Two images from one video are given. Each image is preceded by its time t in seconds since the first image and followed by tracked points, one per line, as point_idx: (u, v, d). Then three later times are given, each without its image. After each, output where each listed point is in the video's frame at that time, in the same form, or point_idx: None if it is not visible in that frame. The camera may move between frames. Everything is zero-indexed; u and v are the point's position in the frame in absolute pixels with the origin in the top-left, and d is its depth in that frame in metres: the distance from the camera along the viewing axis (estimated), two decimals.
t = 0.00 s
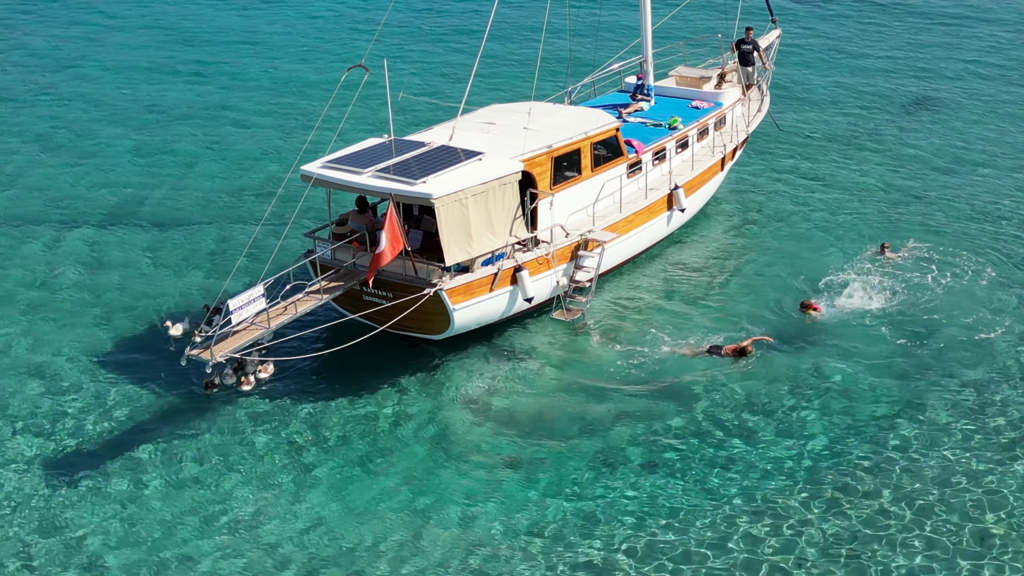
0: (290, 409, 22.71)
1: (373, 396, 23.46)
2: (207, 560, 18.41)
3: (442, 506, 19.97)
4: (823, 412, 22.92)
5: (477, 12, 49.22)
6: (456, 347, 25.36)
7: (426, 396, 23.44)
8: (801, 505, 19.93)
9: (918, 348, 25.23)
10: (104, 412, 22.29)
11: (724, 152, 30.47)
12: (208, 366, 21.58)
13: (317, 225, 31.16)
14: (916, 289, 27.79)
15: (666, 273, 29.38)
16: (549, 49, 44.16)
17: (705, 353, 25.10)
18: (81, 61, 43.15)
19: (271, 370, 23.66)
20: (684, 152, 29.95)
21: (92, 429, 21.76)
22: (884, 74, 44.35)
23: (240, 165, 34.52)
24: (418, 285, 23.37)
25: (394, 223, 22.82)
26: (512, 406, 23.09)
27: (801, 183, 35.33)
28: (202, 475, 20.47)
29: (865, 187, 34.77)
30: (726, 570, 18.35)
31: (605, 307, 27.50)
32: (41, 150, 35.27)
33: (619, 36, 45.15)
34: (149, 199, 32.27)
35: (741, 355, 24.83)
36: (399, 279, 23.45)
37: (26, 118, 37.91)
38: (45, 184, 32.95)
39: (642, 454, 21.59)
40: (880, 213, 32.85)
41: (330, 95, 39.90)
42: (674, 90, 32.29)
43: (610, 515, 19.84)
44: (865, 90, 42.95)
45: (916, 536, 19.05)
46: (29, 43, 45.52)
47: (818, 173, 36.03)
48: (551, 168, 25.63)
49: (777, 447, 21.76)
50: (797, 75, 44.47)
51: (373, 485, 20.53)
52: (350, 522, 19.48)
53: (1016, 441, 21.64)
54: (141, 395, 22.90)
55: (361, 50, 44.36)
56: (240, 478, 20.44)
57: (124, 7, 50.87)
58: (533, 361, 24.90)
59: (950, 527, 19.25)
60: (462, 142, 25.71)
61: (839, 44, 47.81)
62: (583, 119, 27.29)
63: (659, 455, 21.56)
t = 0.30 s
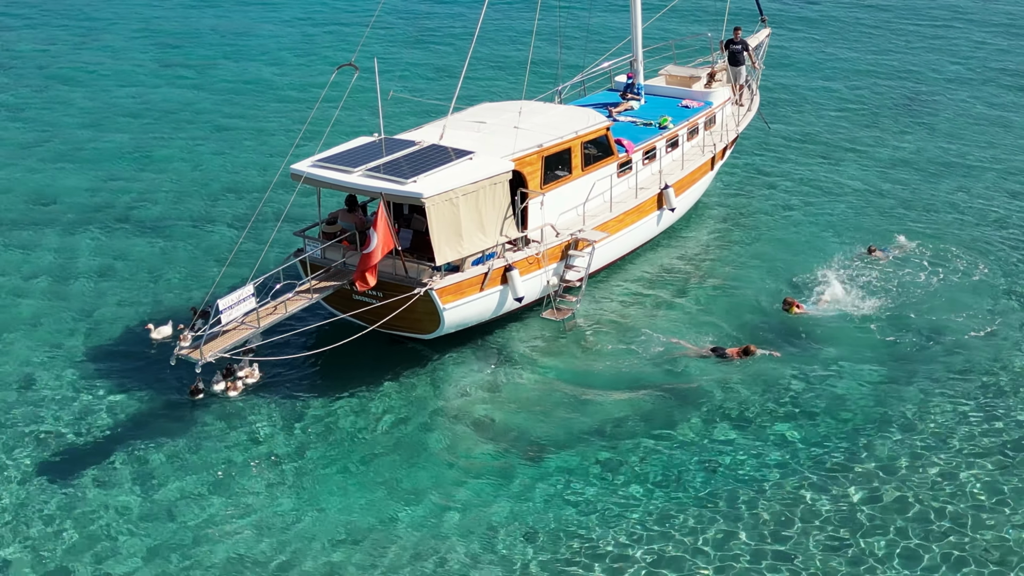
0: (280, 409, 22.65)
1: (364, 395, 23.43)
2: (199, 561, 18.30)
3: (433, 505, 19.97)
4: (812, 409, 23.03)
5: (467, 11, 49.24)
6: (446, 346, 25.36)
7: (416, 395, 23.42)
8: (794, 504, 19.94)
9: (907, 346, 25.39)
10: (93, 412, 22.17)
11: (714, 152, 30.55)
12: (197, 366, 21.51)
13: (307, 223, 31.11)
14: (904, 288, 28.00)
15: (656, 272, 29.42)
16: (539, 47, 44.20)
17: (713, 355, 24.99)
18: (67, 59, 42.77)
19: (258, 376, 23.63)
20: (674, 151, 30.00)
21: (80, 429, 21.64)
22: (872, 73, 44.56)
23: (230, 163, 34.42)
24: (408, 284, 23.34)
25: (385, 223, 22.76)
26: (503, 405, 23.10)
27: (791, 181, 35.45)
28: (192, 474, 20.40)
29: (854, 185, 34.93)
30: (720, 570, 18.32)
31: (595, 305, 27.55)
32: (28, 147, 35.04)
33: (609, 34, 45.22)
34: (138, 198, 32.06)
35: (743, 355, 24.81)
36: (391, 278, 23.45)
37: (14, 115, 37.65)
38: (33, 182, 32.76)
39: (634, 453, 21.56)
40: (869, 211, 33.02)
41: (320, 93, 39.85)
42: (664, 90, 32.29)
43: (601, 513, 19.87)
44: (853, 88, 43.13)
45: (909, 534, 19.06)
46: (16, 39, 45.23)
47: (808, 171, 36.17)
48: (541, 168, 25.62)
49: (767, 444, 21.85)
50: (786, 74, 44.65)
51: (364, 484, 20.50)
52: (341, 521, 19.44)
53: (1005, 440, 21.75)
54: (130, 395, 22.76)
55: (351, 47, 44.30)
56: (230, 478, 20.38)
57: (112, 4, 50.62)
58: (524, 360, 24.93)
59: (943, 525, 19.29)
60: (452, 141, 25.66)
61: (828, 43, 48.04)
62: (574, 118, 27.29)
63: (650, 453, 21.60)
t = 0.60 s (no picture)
0: (270, 408, 22.60)
1: (354, 394, 23.41)
2: (190, 560, 18.24)
3: (423, 503, 19.97)
4: (803, 406, 23.05)
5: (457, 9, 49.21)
6: (436, 344, 25.36)
7: (406, 394, 23.42)
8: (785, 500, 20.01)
9: (896, 343, 25.51)
10: (82, 411, 22.09)
11: (704, 151, 30.64)
12: (188, 365, 21.44)
13: (297, 221, 31.05)
14: (892, 286, 28.15)
15: (646, 270, 29.51)
16: (529, 45, 44.22)
17: (715, 353, 25.14)
18: (54, 57, 42.54)
19: (243, 379, 23.25)
20: (664, 150, 30.07)
21: (69, 429, 21.54)
22: (861, 72, 44.79)
23: (220, 161, 34.33)
24: (399, 283, 23.30)
25: (376, 221, 22.69)
26: (493, 403, 23.12)
27: (780, 180, 35.59)
28: (182, 473, 20.32)
29: (843, 185, 35.10)
30: (713, 567, 18.39)
31: (585, 304, 27.61)
32: (17, 145, 34.87)
33: (599, 32, 45.25)
34: (127, 197, 31.89)
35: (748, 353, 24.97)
36: (382, 278, 23.37)
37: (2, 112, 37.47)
38: (21, 180, 32.63)
39: (625, 451, 21.61)
40: (858, 211, 33.18)
41: (310, 91, 39.76)
42: (654, 88, 32.40)
43: (592, 510, 19.90)
44: (842, 87, 43.34)
45: (900, 529, 19.16)
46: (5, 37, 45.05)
47: (797, 170, 36.31)
48: (532, 166, 25.61)
49: (757, 440, 21.91)
50: (776, 73, 44.82)
51: (355, 483, 20.49)
52: (331, 520, 19.42)
53: (993, 436, 21.86)
54: (119, 395, 22.66)
55: (341, 45, 44.22)
56: (220, 477, 20.33)
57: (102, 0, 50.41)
58: (514, 358, 24.97)
59: (933, 521, 19.39)
60: (443, 139, 25.61)
61: (817, 42, 48.29)
62: (565, 116, 27.28)
63: (641, 451, 21.65)
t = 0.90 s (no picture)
0: (258, 407, 22.59)
1: (342, 392, 23.41)
2: (178, 559, 18.23)
3: (412, 501, 20.02)
4: (790, 406, 23.22)
5: (447, 9, 49.34)
6: (426, 343, 25.38)
7: (395, 393, 23.43)
8: (772, 500, 20.17)
9: (883, 343, 25.69)
10: (70, 410, 22.06)
11: (693, 151, 30.73)
12: (177, 364, 21.39)
13: (286, 221, 31.07)
14: (879, 284, 28.30)
15: (635, 269, 29.60)
16: (519, 44, 44.31)
17: (719, 354, 25.12)
18: (43, 57, 42.50)
19: (229, 385, 23.02)
20: (653, 150, 30.15)
21: (57, 429, 21.47)
22: (849, 71, 45.02)
23: (209, 160, 34.35)
24: (389, 282, 23.28)
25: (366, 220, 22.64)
26: (482, 402, 23.16)
27: (769, 179, 35.75)
28: (170, 472, 20.29)
29: (832, 183, 35.26)
30: (700, 566, 18.51)
31: (575, 303, 27.69)
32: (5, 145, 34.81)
33: (589, 32, 45.38)
34: (115, 197, 31.82)
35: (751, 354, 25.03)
36: (372, 277, 23.33)
37: None
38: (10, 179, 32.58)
39: (614, 450, 21.70)
40: (846, 209, 33.33)
41: (299, 90, 39.80)
42: (642, 86, 32.46)
43: (580, 509, 19.98)
44: (830, 86, 43.53)
45: (885, 528, 19.31)
46: None
47: (785, 169, 36.46)
48: (522, 165, 25.63)
49: (745, 439, 22.05)
50: (765, 72, 45.02)
51: (343, 481, 20.49)
52: (319, 519, 19.43)
53: (978, 435, 22.06)
54: (107, 394, 22.60)
55: (330, 45, 44.24)
56: (208, 475, 20.30)
57: None
58: (503, 357, 25.01)
59: (918, 520, 19.55)
60: (433, 138, 25.59)
61: (805, 41, 48.50)
62: (554, 115, 27.30)
63: (629, 449, 21.75)
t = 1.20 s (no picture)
0: (246, 405, 22.56)
1: (331, 391, 23.40)
2: (166, 557, 18.23)
3: (400, 499, 20.05)
4: (778, 404, 23.36)
5: (437, 10, 49.47)
6: (415, 341, 25.38)
7: (384, 391, 23.43)
8: (758, 498, 20.30)
9: (871, 340, 25.84)
10: (59, 410, 22.05)
11: (682, 149, 30.78)
12: (165, 363, 21.34)
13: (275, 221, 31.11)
14: (867, 283, 28.47)
15: (625, 267, 29.66)
16: (509, 43, 44.40)
17: (715, 354, 25.13)
18: (33, 56, 42.51)
19: (216, 388, 22.76)
20: (642, 148, 30.21)
21: (45, 429, 21.46)
22: (839, 68, 45.16)
23: (198, 161, 34.39)
24: (378, 281, 23.23)
25: (356, 219, 22.58)
26: (471, 401, 23.18)
27: (759, 176, 35.84)
28: (158, 472, 20.28)
29: (820, 181, 35.36)
30: (686, 564, 18.61)
31: (563, 301, 27.73)
32: None
33: (579, 30, 45.48)
34: (104, 197, 31.83)
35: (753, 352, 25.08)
36: (360, 276, 23.29)
37: None
38: None
39: (602, 448, 21.77)
40: (835, 207, 33.45)
41: (288, 91, 39.85)
42: (632, 84, 32.48)
43: (568, 507, 20.05)
44: (820, 83, 43.65)
45: (871, 526, 19.43)
46: None
47: (775, 166, 36.56)
48: (511, 164, 25.62)
49: (732, 438, 22.17)
50: (754, 69, 45.15)
51: (331, 480, 20.48)
52: (307, 517, 19.43)
53: (963, 433, 22.21)
54: (95, 394, 22.59)
55: (319, 45, 44.29)
56: (196, 474, 20.29)
57: None
58: (492, 355, 25.04)
59: (903, 517, 19.68)
60: (422, 136, 25.55)
61: (795, 37, 48.61)
62: (544, 114, 27.30)
63: (617, 448, 21.82)
